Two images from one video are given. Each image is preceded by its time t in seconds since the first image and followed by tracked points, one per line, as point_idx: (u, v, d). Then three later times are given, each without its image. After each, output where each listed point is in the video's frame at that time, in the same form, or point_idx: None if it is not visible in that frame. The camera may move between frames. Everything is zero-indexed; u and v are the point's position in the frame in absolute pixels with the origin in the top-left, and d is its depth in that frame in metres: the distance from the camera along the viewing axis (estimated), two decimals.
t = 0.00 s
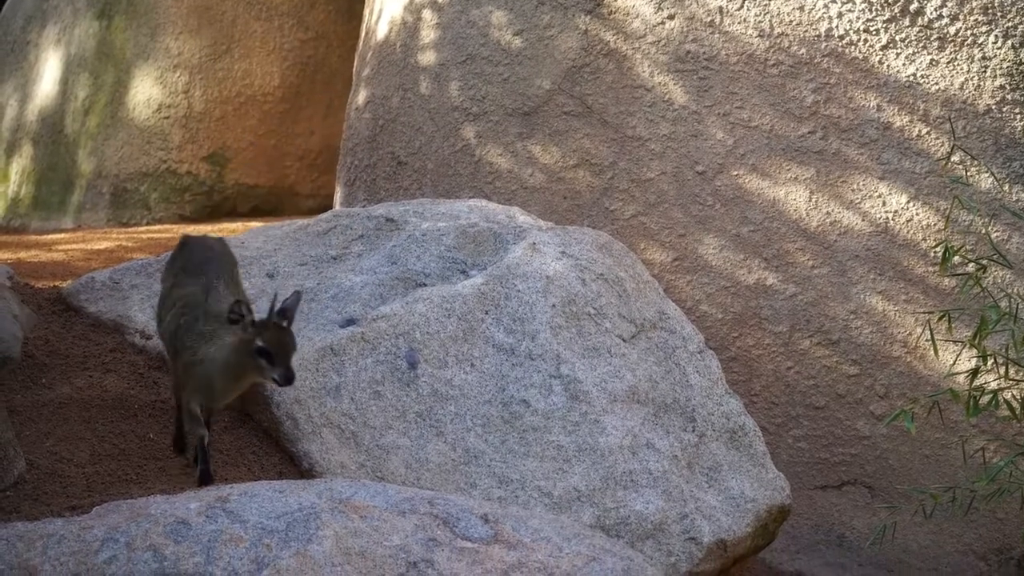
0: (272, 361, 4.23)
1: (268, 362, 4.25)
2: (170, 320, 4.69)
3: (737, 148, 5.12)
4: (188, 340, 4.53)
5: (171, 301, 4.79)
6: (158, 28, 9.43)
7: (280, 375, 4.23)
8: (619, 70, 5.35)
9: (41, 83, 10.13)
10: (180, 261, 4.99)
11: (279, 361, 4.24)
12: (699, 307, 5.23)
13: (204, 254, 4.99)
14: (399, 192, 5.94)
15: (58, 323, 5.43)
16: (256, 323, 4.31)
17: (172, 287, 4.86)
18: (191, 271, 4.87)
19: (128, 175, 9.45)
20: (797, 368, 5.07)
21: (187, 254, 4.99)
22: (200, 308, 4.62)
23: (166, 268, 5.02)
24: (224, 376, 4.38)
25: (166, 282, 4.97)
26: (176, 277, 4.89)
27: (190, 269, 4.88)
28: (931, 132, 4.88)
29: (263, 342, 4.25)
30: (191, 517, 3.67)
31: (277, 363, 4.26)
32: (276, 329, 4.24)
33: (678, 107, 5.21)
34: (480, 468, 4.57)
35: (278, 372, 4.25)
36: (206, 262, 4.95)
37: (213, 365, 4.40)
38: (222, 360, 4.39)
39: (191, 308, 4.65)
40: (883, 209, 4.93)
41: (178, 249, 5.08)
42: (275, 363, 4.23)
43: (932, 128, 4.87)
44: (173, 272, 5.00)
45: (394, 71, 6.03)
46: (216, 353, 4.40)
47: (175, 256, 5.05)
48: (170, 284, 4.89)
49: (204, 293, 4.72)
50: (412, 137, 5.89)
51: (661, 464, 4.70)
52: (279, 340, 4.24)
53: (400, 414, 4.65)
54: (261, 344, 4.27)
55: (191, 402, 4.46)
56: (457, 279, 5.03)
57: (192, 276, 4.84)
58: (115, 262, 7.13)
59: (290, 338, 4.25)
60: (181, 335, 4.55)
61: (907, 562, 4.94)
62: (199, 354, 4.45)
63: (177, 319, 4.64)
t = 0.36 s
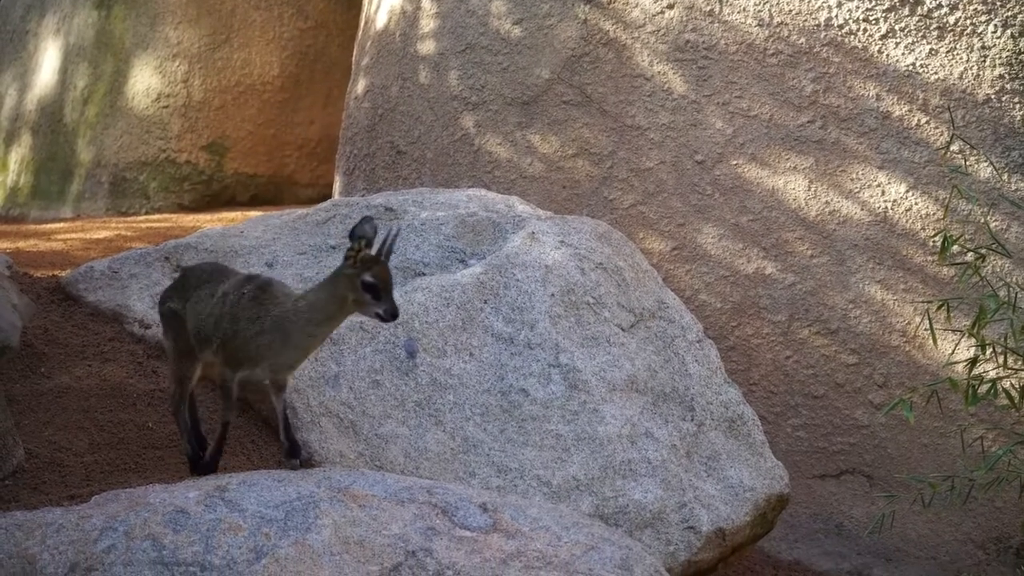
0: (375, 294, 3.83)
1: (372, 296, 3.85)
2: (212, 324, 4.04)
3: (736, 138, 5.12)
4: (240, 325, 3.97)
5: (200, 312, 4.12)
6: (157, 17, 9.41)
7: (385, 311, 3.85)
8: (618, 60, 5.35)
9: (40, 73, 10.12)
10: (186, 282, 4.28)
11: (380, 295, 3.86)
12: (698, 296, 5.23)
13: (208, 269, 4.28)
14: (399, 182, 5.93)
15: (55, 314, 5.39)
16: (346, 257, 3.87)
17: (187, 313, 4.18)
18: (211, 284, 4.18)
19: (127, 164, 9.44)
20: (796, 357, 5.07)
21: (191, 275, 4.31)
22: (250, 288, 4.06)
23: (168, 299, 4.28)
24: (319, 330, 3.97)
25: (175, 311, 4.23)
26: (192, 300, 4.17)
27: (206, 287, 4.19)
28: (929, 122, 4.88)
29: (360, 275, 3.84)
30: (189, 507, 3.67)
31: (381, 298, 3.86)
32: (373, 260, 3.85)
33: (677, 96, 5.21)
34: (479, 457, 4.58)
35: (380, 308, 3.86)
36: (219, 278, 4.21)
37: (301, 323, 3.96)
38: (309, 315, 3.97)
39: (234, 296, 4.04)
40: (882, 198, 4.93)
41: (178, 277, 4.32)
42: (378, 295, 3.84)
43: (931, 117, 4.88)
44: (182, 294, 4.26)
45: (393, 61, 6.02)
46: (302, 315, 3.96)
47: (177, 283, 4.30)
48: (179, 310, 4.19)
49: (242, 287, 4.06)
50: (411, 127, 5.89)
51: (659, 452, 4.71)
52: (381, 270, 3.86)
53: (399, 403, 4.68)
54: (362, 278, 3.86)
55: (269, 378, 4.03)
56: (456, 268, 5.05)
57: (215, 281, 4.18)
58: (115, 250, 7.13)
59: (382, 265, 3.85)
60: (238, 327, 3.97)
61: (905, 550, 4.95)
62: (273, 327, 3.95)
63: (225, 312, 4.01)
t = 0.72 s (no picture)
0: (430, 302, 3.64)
1: (426, 303, 3.66)
2: (246, 309, 3.90)
3: (732, 125, 5.12)
4: (280, 310, 3.81)
5: (226, 301, 3.96)
6: (154, 4, 9.38)
7: (439, 319, 3.67)
8: (615, 47, 5.34)
9: (37, 61, 10.11)
10: (205, 273, 4.11)
11: (436, 303, 3.67)
12: (695, 283, 5.23)
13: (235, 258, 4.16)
14: (395, 169, 5.91)
15: (52, 301, 5.38)
16: (403, 262, 3.70)
17: (204, 303, 4.04)
18: (236, 273, 4.04)
19: (124, 152, 9.43)
20: (792, 344, 5.07)
21: (210, 264, 4.15)
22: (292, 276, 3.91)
23: (187, 290, 4.11)
24: (366, 330, 3.79)
25: (196, 301, 4.07)
26: (212, 293, 4.02)
27: (228, 276, 4.05)
28: (926, 109, 4.88)
29: (417, 283, 3.66)
30: (185, 494, 3.66)
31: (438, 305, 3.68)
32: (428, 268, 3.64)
33: (674, 83, 5.21)
34: (475, 444, 4.62)
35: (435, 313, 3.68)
36: (248, 269, 4.05)
37: (348, 322, 3.77)
38: (358, 316, 3.77)
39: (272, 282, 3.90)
40: (878, 185, 4.93)
41: (196, 265, 4.15)
42: (433, 302, 3.66)
43: (928, 104, 4.88)
44: (202, 286, 4.09)
45: (390, 48, 6.00)
46: (349, 314, 3.77)
47: (196, 274, 4.13)
48: (195, 301, 4.07)
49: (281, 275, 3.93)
50: (408, 114, 5.86)
51: (655, 440, 4.73)
52: (438, 277, 3.67)
53: (395, 390, 4.73)
54: (419, 286, 3.68)
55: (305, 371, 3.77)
56: (453, 257, 5.02)
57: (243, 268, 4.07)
58: (112, 239, 7.13)
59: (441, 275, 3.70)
60: (276, 314, 3.81)
61: (901, 537, 4.96)
62: (317, 320, 3.76)
63: (262, 299, 3.86)
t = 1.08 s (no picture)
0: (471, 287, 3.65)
1: (466, 288, 3.67)
2: (277, 303, 3.76)
3: (725, 110, 5.11)
4: (320, 304, 3.71)
5: (254, 292, 3.82)
6: None
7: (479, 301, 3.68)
8: (608, 33, 5.34)
9: (30, 48, 10.11)
10: (228, 261, 3.92)
11: (475, 287, 3.68)
12: (687, 269, 5.23)
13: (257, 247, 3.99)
14: (388, 155, 5.90)
15: (44, 288, 5.35)
16: (442, 247, 3.69)
17: (228, 294, 3.88)
18: (264, 265, 3.89)
19: (116, 138, 9.42)
20: (784, 330, 5.07)
21: (232, 251, 3.96)
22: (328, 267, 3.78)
23: (207, 277, 3.93)
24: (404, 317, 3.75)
25: (219, 291, 3.91)
26: (237, 284, 3.86)
27: (255, 267, 3.89)
28: (920, 94, 4.88)
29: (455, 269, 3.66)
30: (178, 480, 3.64)
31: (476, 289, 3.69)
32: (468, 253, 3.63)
33: (667, 69, 5.21)
34: (468, 429, 4.67)
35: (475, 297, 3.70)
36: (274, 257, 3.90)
37: (387, 309, 3.73)
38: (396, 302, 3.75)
39: (308, 274, 3.77)
40: (871, 170, 4.94)
41: (215, 251, 3.95)
42: (472, 286, 3.66)
43: (921, 89, 4.88)
44: (224, 274, 3.91)
45: (383, 35, 5.98)
46: (387, 301, 3.74)
47: (215, 260, 3.93)
48: (219, 291, 3.90)
49: (315, 267, 3.80)
50: (400, 100, 5.86)
51: (648, 425, 4.72)
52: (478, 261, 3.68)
53: (388, 375, 4.80)
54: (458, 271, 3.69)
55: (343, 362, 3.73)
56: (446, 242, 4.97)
57: (271, 260, 3.92)
58: (105, 225, 7.12)
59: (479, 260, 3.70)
60: (314, 307, 3.71)
61: (893, 522, 4.97)
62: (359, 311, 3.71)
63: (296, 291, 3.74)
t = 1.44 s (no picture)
0: (542, 304, 3.66)
1: (537, 305, 3.68)
2: (348, 292, 3.58)
3: (715, 94, 5.11)
4: (394, 304, 3.59)
5: (321, 276, 3.59)
6: None
7: (545, 318, 3.70)
8: (597, 17, 5.33)
9: (21, 34, 10.16)
10: (289, 239, 3.64)
11: (545, 305, 3.69)
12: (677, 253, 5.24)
13: (314, 230, 3.71)
14: (378, 140, 5.90)
15: (35, 272, 5.35)
16: (516, 261, 3.68)
17: (290, 274, 3.59)
18: (327, 248, 3.64)
19: (107, 124, 9.43)
20: (774, 313, 5.08)
21: (291, 231, 3.67)
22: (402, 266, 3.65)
23: (260, 253, 3.60)
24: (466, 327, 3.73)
25: (274, 266, 3.59)
26: (303, 264, 3.60)
27: (319, 250, 3.64)
28: (909, 78, 4.88)
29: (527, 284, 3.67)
30: (168, 465, 3.61)
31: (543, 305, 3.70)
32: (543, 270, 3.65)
33: (656, 53, 5.20)
34: (458, 413, 4.62)
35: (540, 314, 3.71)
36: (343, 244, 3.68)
37: (453, 318, 3.70)
38: (462, 311, 3.71)
39: (381, 267, 3.62)
40: (861, 153, 4.94)
41: (272, 229, 3.65)
42: (542, 304, 3.68)
43: (911, 73, 4.87)
44: (281, 251, 3.62)
45: (372, 19, 5.97)
46: (456, 310, 3.69)
47: (272, 236, 3.63)
48: (280, 269, 3.58)
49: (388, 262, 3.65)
50: (390, 85, 5.84)
51: (637, 409, 4.71)
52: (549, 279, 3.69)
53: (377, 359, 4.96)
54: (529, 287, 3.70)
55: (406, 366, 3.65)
56: (436, 227, 4.98)
57: (332, 246, 3.66)
58: (95, 210, 7.13)
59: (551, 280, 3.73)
60: (384, 308, 3.57)
61: (883, 505, 5.01)
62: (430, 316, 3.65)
63: (370, 286, 3.59)
